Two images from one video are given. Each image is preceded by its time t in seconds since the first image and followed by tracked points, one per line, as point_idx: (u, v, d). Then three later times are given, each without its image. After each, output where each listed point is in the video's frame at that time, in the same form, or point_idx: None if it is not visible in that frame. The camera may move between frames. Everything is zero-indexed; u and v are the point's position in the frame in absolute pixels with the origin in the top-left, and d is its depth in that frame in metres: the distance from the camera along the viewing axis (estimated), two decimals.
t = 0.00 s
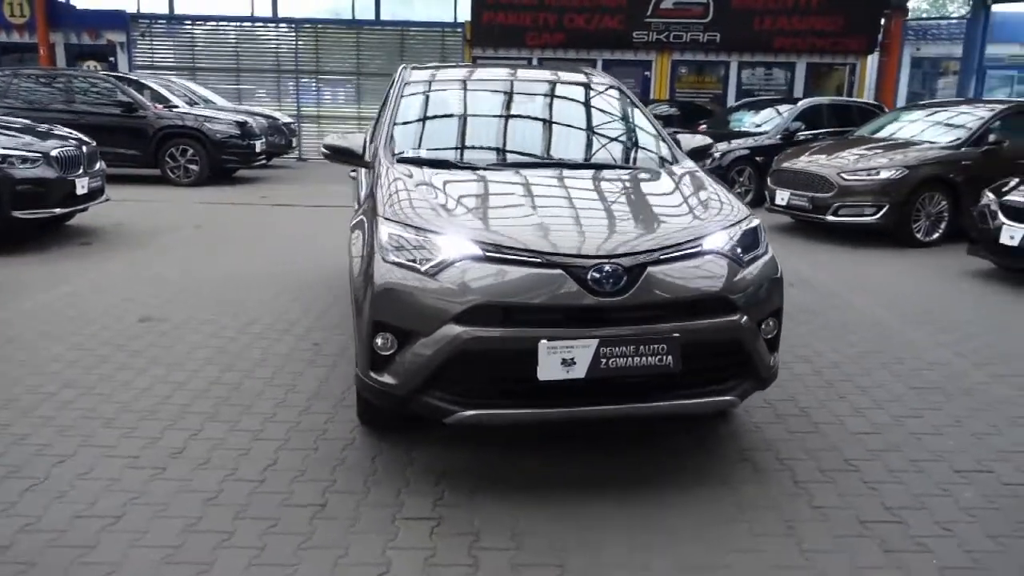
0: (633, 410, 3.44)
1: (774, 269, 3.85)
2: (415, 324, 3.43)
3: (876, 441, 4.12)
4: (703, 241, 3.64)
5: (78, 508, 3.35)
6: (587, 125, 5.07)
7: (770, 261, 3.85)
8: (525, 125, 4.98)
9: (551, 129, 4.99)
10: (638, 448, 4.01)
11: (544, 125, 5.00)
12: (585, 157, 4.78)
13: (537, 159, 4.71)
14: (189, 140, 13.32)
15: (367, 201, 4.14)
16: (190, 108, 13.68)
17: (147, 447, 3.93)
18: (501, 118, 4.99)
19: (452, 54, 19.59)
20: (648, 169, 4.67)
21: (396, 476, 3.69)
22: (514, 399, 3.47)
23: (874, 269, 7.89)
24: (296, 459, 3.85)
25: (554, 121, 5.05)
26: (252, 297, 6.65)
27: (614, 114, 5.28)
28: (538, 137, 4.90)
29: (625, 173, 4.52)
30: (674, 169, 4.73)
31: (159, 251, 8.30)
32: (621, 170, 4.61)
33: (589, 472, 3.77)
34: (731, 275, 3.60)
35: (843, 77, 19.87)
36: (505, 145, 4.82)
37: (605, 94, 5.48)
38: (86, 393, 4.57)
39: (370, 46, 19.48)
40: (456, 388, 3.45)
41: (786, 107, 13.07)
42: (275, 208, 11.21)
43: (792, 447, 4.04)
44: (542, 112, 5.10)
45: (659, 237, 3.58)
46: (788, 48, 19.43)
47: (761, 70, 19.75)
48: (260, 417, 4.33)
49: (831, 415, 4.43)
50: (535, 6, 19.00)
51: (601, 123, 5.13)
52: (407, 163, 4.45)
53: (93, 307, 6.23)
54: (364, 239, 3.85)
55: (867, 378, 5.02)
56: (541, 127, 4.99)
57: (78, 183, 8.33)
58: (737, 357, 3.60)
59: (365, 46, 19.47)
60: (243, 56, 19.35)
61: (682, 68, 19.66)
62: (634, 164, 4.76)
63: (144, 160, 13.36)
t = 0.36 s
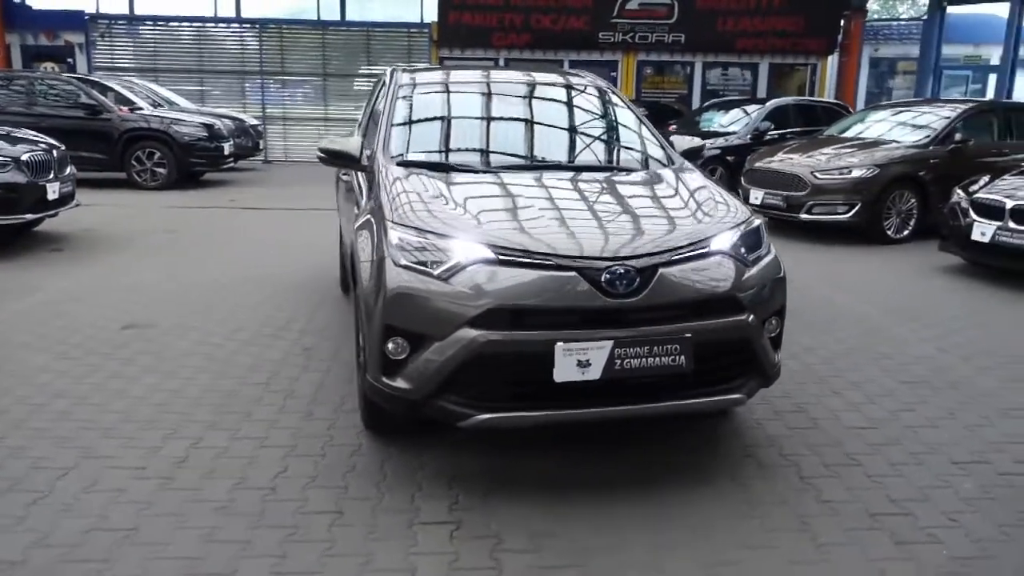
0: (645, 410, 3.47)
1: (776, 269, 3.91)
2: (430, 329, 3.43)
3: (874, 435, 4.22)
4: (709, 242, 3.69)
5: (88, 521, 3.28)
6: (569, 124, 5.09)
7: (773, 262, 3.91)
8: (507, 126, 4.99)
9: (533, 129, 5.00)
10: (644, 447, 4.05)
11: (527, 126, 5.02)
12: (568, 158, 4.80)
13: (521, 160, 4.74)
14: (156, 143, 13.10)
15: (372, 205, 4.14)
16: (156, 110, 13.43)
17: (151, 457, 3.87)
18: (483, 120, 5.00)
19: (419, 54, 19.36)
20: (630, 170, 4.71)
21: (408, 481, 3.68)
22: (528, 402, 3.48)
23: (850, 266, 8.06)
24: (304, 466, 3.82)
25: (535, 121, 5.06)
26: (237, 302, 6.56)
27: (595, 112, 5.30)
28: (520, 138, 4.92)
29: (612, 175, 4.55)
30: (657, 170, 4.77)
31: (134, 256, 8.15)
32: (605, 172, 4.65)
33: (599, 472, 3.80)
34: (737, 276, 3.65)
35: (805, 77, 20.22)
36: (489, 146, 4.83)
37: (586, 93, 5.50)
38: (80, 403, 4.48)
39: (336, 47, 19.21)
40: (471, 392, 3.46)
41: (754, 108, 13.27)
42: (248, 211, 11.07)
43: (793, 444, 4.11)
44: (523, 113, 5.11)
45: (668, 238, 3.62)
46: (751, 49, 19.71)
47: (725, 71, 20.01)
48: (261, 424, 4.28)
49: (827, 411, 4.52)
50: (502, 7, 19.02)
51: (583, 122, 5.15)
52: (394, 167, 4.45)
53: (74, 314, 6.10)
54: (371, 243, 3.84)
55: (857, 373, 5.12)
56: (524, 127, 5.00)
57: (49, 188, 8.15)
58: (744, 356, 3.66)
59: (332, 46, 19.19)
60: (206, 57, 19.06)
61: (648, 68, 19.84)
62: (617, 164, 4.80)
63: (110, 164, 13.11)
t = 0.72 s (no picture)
0: (661, 409, 3.54)
1: (780, 268, 4.01)
2: (449, 332, 3.45)
3: (873, 428, 4.34)
4: (717, 243, 3.76)
5: (106, 533, 3.24)
6: (551, 124, 5.12)
7: (778, 262, 4.00)
8: (491, 129, 5.01)
9: (516, 131, 5.02)
10: (652, 445, 4.11)
11: (509, 127, 5.03)
12: (552, 159, 4.85)
13: (506, 163, 4.77)
14: (122, 147, 12.86)
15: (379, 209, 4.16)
16: (121, 112, 13.17)
17: (160, 466, 3.82)
18: (467, 123, 5.01)
19: (387, 56, 19.23)
20: (613, 172, 4.76)
21: (424, 484, 3.69)
22: (546, 403, 3.52)
23: (827, 265, 8.24)
24: (318, 471, 3.81)
25: (518, 122, 5.08)
26: (224, 308, 6.49)
27: (577, 112, 5.33)
28: (504, 140, 4.95)
29: (599, 177, 4.60)
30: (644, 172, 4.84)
31: (111, 262, 8.01)
32: (590, 174, 4.70)
33: (612, 471, 3.85)
34: (746, 275, 3.73)
35: (768, 77, 20.55)
36: (474, 149, 4.86)
37: (567, 93, 5.52)
38: (78, 414, 4.40)
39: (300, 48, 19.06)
40: (490, 394, 3.48)
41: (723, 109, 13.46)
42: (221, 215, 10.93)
43: (796, 438, 4.21)
44: (504, 114, 5.13)
45: (678, 240, 3.68)
46: (715, 51, 19.97)
47: (691, 72, 20.28)
48: (268, 430, 4.25)
49: (824, 407, 4.63)
50: (469, 8, 19.03)
51: (566, 122, 5.18)
52: (388, 171, 4.47)
53: (58, 322, 5.98)
54: (383, 247, 3.84)
55: (847, 369, 5.26)
56: (507, 130, 5.02)
57: (21, 193, 7.97)
58: (753, 354, 3.74)
59: (297, 48, 19.05)
60: (168, 58, 18.75)
61: (615, 71, 20.02)
62: (601, 166, 4.86)
63: (74, 168, 12.85)
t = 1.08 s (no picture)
0: (668, 407, 3.61)
1: (777, 268, 4.10)
2: (460, 334, 3.48)
3: (864, 422, 4.46)
4: (718, 244, 3.84)
5: (118, 544, 3.19)
6: (530, 125, 5.13)
7: (775, 262, 4.10)
8: (471, 132, 5.01)
9: (495, 133, 5.02)
10: (654, 443, 4.18)
11: (488, 129, 5.03)
12: (532, 160, 4.88)
13: (488, 165, 4.79)
14: (84, 150, 12.60)
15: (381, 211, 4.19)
16: (81, 115, 12.89)
17: (164, 474, 3.77)
18: (449, 126, 5.02)
19: (349, 57, 19.03)
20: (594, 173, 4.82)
21: (433, 486, 3.71)
22: (556, 404, 3.56)
23: (799, 263, 8.42)
24: (325, 476, 3.80)
25: (496, 124, 5.07)
26: (207, 314, 6.41)
27: (555, 113, 5.34)
28: (484, 142, 4.96)
29: (587, 180, 4.65)
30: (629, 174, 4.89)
31: (84, 269, 7.85)
32: (570, 176, 4.75)
33: (618, 469, 3.90)
34: (747, 275, 3.81)
35: (728, 79, 20.86)
36: (456, 152, 4.86)
37: (546, 95, 5.52)
38: (71, 423, 4.32)
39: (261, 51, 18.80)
40: (501, 396, 3.52)
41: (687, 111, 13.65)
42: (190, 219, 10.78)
43: (791, 433, 4.31)
44: (483, 116, 5.13)
45: (681, 241, 3.75)
46: (676, 53, 20.24)
47: (654, 74, 20.51)
48: (269, 437, 4.22)
49: (815, 402, 4.75)
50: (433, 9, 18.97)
51: (544, 123, 5.19)
52: (381, 176, 4.46)
53: (37, 331, 5.85)
54: (390, 250, 3.85)
55: (832, 365, 5.39)
56: (486, 132, 5.02)
57: None
58: (754, 352, 3.83)
59: (259, 50, 18.80)
60: (126, 60, 18.41)
61: (579, 73, 20.14)
62: (582, 168, 4.90)
63: (34, 172, 12.56)
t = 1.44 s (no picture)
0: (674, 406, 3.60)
1: (774, 267, 4.13)
2: (467, 337, 3.44)
3: (856, 418, 4.51)
4: (718, 243, 3.85)
5: (119, 561, 3.07)
6: (508, 124, 5.09)
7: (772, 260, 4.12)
8: (448, 133, 4.94)
9: (474, 134, 4.97)
10: (653, 443, 4.18)
11: (467, 130, 4.98)
12: (512, 160, 4.85)
13: (468, 165, 4.74)
14: (41, 154, 12.27)
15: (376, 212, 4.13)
16: (38, 117, 12.52)
17: (158, 486, 3.65)
18: (427, 126, 4.94)
19: (313, 62, 18.98)
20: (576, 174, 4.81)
21: (437, 491, 3.65)
22: (562, 406, 3.53)
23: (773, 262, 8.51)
24: (326, 484, 3.72)
25: (474, 125, 5.02)
26: (183, 320, 6.25)
27: (533, 112, 5.31)
28: (463, 143, 4.91)
29: (573, 180, 4.63)
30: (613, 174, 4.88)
31: (50, 275, 7.62)
32: (552, 176, 4.73)
33: (621, 469, 3.89)
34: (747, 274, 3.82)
35: (689, 82, 21.10)
36: (435, 154, 4.79)
37: (522, 94, 5.48)
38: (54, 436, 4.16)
39: (220, 52, 18.54)
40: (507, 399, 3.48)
41: (654, 112, 13.74)
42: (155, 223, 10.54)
43: (787, 430, 4.34)
44: (462, 116, 5.08)
45: (683, 240, 3.75)
46: (639, 55, 20.40)
47: (617, 76, 20.64)
48: (262, 445, 4.12)
49: (807, 399, 4.79)
50: (399, 10, 18.77)
51: (521, 122, 5.15)
52: (372, 178, 4.40)
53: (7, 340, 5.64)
54: (390, 252, 3.79)
55: (817, 362, 5.45)
56: (465, 133, 4.96)
57: None
58: (755, 350, 3.85)
59: (219, 51, 18.53)
60: (81, 61, 17.97)
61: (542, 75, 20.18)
62: (562, 169, 4.89)
63: None
